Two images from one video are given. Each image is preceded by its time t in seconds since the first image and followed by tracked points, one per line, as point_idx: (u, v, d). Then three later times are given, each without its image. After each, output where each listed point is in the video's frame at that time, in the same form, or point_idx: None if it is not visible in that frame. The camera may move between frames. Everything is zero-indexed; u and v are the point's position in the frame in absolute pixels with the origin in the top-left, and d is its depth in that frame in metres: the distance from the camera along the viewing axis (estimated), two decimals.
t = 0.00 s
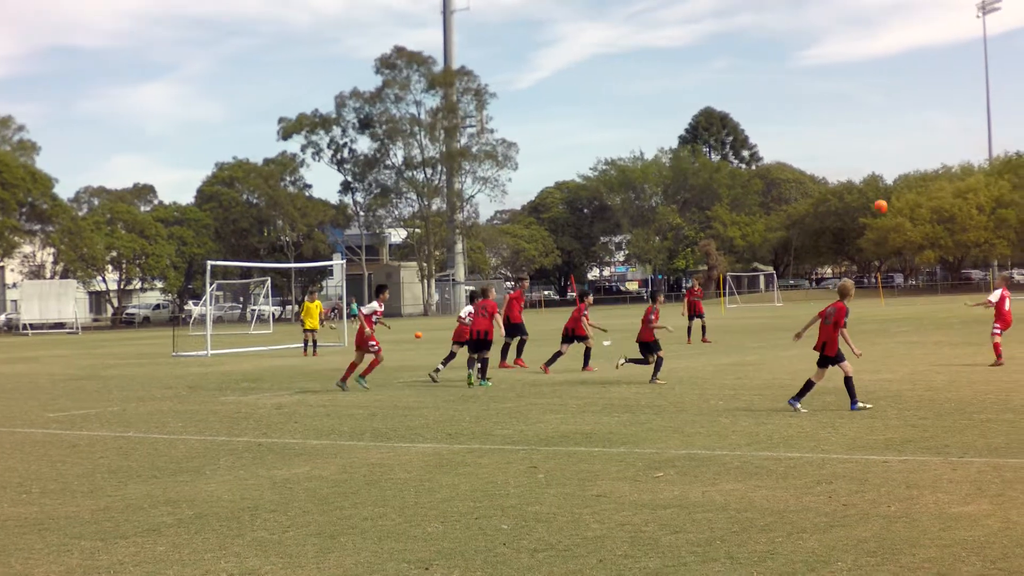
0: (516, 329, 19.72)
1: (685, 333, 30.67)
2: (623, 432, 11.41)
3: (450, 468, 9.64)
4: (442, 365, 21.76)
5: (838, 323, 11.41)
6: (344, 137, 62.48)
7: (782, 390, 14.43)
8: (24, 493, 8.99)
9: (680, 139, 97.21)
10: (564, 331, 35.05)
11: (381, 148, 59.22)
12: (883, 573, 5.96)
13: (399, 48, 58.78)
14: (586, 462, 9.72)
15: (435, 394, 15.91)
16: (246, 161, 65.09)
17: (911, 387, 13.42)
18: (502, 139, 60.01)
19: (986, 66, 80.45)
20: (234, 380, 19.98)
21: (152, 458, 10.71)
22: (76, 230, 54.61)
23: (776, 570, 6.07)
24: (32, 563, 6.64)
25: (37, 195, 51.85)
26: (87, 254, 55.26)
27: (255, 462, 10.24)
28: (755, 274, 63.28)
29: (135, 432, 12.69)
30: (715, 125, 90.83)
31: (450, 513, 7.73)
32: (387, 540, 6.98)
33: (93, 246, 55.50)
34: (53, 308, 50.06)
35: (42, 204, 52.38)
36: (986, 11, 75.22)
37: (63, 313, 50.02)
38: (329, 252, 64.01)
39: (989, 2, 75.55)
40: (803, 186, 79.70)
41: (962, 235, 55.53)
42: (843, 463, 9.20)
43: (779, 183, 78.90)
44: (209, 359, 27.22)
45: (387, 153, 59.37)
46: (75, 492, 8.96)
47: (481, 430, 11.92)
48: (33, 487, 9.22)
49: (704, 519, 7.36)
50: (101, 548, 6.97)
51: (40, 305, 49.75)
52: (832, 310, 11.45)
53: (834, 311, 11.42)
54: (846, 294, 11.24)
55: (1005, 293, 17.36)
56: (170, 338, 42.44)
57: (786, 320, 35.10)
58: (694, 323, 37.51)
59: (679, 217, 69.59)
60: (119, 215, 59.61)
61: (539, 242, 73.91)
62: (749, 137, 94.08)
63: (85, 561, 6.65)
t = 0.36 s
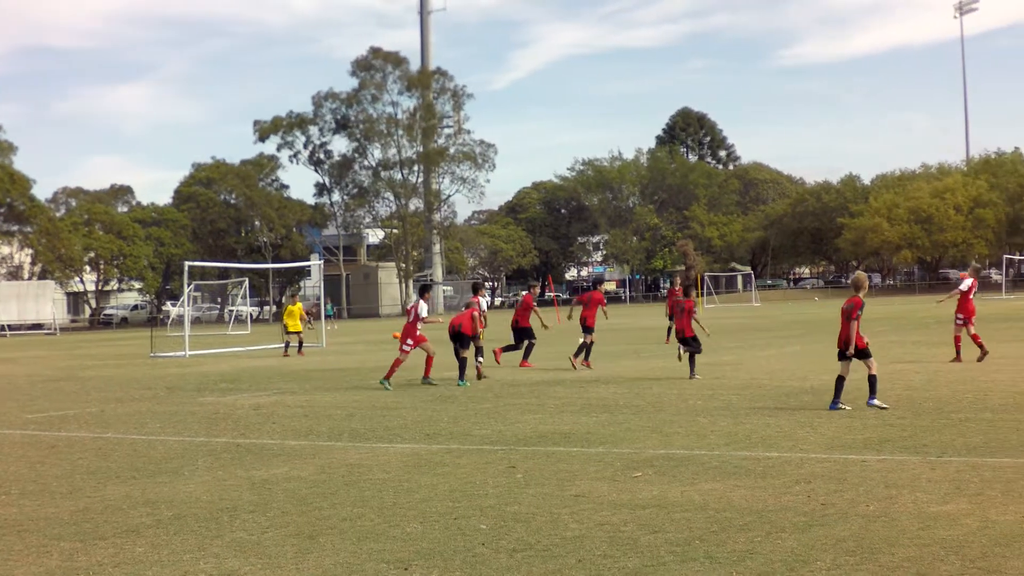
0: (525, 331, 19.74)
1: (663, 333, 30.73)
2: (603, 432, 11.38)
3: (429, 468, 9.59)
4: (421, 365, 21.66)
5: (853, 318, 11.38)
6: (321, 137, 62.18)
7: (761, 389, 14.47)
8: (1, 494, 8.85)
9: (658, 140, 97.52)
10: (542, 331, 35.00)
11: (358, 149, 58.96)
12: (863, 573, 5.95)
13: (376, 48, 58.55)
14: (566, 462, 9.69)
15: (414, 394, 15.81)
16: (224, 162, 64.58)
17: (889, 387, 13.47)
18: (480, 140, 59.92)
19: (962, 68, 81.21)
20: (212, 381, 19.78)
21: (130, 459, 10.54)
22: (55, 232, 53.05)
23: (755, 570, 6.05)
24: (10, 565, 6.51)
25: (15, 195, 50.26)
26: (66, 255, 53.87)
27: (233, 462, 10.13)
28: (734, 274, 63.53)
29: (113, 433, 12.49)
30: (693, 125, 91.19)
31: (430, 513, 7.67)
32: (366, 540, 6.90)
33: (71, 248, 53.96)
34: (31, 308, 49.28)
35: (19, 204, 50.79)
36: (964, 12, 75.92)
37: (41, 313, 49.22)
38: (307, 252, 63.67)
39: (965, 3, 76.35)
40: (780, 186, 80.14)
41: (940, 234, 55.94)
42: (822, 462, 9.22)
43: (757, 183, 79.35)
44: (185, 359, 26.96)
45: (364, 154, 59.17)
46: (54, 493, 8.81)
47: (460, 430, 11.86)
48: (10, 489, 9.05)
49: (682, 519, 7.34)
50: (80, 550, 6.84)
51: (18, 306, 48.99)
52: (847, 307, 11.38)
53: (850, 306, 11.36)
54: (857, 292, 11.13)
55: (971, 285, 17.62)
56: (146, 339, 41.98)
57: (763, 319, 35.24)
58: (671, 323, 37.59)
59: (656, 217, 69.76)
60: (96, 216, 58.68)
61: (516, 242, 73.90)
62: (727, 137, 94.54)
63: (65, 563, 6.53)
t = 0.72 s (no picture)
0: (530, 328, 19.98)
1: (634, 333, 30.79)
2: (576, 432, 11.34)
3: (401, 468, 9.49)
4: (393, 366, 21.52)
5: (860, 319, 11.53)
6: (291, 138, 61.68)
7: (732, 389, 14.51)
8: None
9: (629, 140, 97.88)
10: (513, 331, 34.96)
11: (328, 150, 58.55)
12: (834, 573, 5.92)
13: (348, 48, 58.29)
14: (538, 462, 9.63)
15: (386, 395, 15.69)
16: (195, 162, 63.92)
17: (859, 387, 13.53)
18: (451, 140, 59.79)
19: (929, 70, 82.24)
20: (182, 382, 19.53)
21: (102, 461, 10.33)
22: (24, 232, 51.72)
23: (727, 570, 6.02)
24: None
25: None
26: (37, 256, 52.19)
27: (204, 463, 9.96)
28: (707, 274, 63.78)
29: (84, 435, 12.26)
30: (663, 125, 91.63)
31: (403, 513, 7.57)
32: (338, 541, 6.79)
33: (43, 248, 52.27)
34: (2, 309, 48.56)
35: None
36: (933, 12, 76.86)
37: (12, 314, 48.68)
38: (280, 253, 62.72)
39: (936, 3, 77.16)
40: (751, 186, 80.69)
41: (910, 234, 56.50)
42: (792, 462, 9.23)
43: (727, 184, 79.90)
44: (154, 360, 26.61)
45: (335, 154, 58.85)
46: (24, 495, 8.61)
47: (432, 430, 11.78)
48: None
49: (654, 519, 7.30)
50: (52, 551, 6.70)
51: None
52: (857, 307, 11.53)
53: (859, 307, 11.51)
54: (863, 290, 11.27)
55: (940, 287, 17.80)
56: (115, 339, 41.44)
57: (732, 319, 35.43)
58: (643, 323, 37.70)
59: (627, 217, 69.94)
60: (67, 217, 56.37)
61: (487, 242, 73.77)
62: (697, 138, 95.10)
63: (36, 564, 6.39)
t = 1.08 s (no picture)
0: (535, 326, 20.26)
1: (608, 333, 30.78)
2: (550, 432, 11.26)
3: (375, 468, 9.36)
4: (368, 365, 21.33)
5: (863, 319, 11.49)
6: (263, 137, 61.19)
7: (706, 389, 14.49)
8: None
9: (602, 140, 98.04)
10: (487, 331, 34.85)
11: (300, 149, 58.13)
12: (809, 572, 5.87)
13: (322, 47, 57.90)
14: (512, 462, 9.54)
15: (360, 395, 15.53)
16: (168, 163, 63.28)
17: (832, 386, 13.55)
18: (424, 141, 59.59)
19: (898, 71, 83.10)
20: (155, 381, 19.25)
21: (75, 461, 10.09)
22: None
23: (702, 570, 5.95)
24: None
25: None
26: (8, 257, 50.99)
27: (178, 463, 9.75)
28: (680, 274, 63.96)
29: (56, 435, 12.00)
30: (636, 125, 91.88)
31: (378, 514, 7.44)
32: (312, 541, 6.66)
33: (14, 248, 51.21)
34: None
35: None
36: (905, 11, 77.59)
37: None
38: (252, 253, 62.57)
39: (908, 3, 77.84)
40: (723, 186, 81.06)
41: (884, 233, 56.94)
42: (766, 462, 9.19)
43: (700, 184, 80.28)
44: (126, 361, 26.22)
45: (308, 154, 58.41)
46: None
47: (405, 430, 11.65)
48: None
49: (629, 519, 7.23)
50: (25, 551, 6.53)
51: None
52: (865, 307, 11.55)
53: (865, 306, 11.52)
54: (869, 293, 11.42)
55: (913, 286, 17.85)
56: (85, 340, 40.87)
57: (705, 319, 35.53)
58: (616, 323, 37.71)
59: (599, 217, 70.00)
60: (41, 217, 55.09)
61: (460, 242, 73.55)
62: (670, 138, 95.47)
63: (6, 566, 6.22)
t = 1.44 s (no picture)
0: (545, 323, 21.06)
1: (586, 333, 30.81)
2: (530, 432, 11.23)
3: (354, 468, 9.28)
4: (347, 366, 21.23)
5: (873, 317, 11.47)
6: (242, 138, 60.78)
7: (685, 389, 14.52)
8: None
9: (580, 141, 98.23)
10: (466, 332, 34.79)
11: (279, 150, 57.77)
12: (787, 572, 5.84)
13: (301, 47, 57.54)
14: (490, 462, 9.49)
15: (339, 395, 15.44)
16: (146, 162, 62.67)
17: (811, 386, 13.59)
18: (402, 141, 59.39)
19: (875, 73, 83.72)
20: (134, 382, 19.09)
21: (52, 462, 9.93)
22: None
23: (680, 570, 5.91)
24: None
25: None
26: None
27: (157, 464, 9.62)
28: (659, 275, 64.16)
29: (35, 435, 11.84)
30: (615, 126, 92.14)
31: (356, 514, 7.37)
32: (290, 542, 6.57)
33: None
34: None
35: None
36: (883, 13, 78.24)
37: None
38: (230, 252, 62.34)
39: (886, 4, 78.47)
40: (701, 187, 81.41)
41: (862, 234, 57.34)
42: (745, 462, 9.19)
43: (678, 184, 80.61)
44: (104, 361, 25.98)
45: (286, 154, 58.05)
46: None
47: (383, 431, 11.57)
48: None
49: (607, 519, 7.19)
50: None
51: None
52: (868, 304, 11.50)
53: (871, 304, 11.44)
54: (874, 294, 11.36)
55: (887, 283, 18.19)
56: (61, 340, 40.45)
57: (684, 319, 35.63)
58: (596, 323, 37.76)
59: (578, 218, 70.09)
60: (20, 217, 54.10)
61: (438, 243, 73.37)
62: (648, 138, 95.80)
63: None
